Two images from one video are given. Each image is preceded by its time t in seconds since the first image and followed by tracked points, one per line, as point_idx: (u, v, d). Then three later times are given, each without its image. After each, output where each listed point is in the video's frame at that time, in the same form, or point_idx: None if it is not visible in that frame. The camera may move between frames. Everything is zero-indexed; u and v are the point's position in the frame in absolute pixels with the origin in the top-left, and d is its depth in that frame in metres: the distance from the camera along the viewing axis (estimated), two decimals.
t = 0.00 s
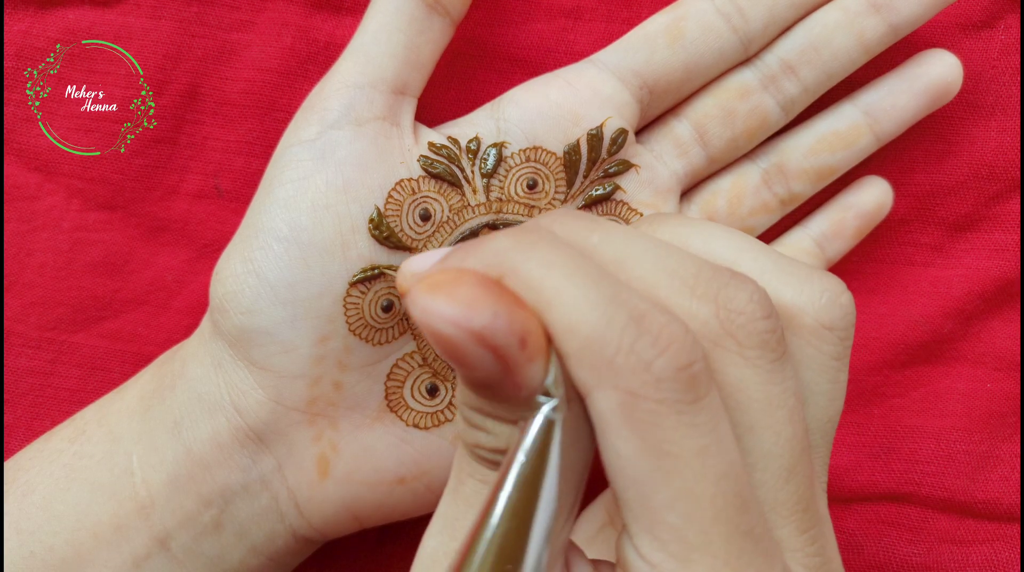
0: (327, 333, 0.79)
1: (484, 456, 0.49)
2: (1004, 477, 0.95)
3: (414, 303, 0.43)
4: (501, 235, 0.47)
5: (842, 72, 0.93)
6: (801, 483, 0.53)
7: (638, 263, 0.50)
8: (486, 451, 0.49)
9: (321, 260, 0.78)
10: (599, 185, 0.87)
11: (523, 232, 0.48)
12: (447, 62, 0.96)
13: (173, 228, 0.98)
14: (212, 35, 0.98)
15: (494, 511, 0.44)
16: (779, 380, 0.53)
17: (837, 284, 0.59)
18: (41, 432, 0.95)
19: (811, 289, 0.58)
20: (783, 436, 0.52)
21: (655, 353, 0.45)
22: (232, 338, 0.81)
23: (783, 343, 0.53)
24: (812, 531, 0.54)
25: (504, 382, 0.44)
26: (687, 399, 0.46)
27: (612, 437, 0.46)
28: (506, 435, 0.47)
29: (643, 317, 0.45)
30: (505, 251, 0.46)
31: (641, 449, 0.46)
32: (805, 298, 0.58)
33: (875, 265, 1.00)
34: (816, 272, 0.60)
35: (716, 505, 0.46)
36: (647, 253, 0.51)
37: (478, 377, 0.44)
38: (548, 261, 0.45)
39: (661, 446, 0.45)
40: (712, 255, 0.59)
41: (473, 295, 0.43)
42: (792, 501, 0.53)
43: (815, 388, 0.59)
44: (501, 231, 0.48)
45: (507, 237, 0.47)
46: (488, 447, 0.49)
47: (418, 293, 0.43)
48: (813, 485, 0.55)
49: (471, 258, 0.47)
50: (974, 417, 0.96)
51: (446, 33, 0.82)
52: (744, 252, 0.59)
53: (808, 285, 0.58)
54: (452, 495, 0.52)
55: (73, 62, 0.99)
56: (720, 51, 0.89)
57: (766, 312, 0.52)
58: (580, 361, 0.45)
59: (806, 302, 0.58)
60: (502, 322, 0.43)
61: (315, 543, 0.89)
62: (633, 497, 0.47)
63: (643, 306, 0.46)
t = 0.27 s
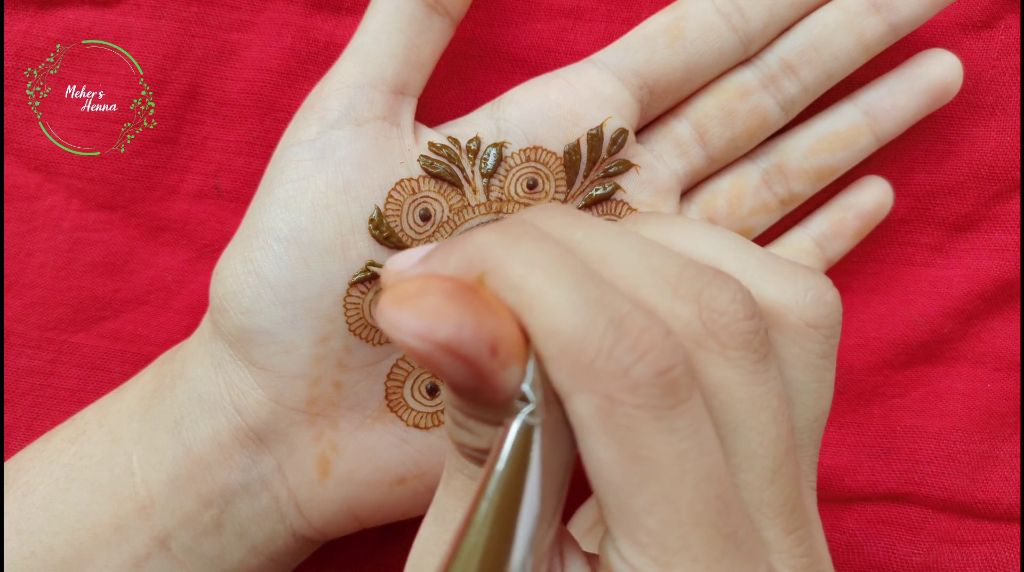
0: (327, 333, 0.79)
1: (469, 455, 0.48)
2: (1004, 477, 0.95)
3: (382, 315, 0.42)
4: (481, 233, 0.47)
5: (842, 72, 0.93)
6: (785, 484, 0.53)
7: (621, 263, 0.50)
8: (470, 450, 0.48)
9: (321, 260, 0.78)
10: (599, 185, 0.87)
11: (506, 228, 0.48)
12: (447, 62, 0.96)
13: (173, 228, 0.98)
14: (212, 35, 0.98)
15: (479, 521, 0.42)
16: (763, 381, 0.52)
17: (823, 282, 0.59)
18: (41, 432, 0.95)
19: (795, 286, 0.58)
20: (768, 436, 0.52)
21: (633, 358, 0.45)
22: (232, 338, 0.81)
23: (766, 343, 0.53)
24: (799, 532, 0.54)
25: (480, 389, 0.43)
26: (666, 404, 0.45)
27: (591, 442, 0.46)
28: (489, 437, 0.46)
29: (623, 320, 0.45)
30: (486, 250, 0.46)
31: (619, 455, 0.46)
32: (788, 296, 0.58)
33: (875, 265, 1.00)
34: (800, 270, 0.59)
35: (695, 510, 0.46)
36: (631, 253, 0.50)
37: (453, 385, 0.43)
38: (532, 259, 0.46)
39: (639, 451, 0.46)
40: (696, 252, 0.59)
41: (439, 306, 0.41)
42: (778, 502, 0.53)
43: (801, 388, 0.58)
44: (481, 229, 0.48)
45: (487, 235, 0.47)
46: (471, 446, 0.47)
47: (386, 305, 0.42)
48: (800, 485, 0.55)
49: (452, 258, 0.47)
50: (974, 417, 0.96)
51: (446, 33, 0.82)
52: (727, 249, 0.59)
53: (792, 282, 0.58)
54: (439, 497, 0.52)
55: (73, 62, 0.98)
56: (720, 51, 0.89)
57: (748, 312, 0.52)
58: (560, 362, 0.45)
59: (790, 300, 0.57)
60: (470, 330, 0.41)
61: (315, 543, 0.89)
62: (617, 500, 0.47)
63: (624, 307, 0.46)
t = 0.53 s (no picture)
0: (327, 333, 0.79)
1: (456, 464, 0.47)
2: (1004, 477, 0.95)
3: (361, 328, 0.42)
4: (461, 242, 0.47)
5: (842, 71, 0.93)
6: (774, 488, 0.53)
7: (604, 269, 0.50)
8: (456, 460, 0.47)
9: (321, 260, 0.78)
10: (599, 185, 0.87)
11: (485, 237, 0.47)
12: (447, 62, 0.96)
13: (173, 228, 0.98)
14: (212, 35, 0.98)
15: (463, 535, 0.42)
16: (749, 385, 0.52)
17: (808, 283, 0.58)
18: (41, 432, 0.95)
19: (780, 288, 0.57)
20: (754, 441, 0.52)
21: (616, 366, 0.45)
22: (231, 338, 0.81)
23: (751, 346, 0.53)
24: (788, 536, 0.54)
25: (462, 400, 0.43)
26: (650, 411, 0.45)
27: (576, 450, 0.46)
28: (475, 448, 0.45)
29: (605, 328, 0.45)
30: (466, 259, 0.46)
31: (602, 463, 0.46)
32: (774, 297, 0.57)
33: (875, 265, 1.00)
34: (785, 270, 0.59)
35: (680, 518, 0.47)
36: (614, 259, 0.50)
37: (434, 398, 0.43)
38: (512, 268, 0.45)
39: (623, 460, 0.46)
40: (681, 254, 0.58)
41: (417, 318, 0.41)
42: (767, 507, 0.53)
43: (789, 389, 0.58)
44: (460, 238, 0.47)
45: (466, 244, 0.46)
46: (458, 456, 0.47)
47: (365, 318, 0.42)
48: (789, 489, 0.55)
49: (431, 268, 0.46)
50: (974, 417, 0.96)
51: (445, 33, 0.82)
52: (712, 251, 0.58)
53: (778, 284, 0.58)
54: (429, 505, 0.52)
55: (73, 62, 0.99)
56: (720, 51, 0.89)
57: (732, 315, 0.52)
58: (542, 372, 0.45)
59: (777, 301, 0.57)
60: (449, 343, 0.41)
61: (315, 543, 0.89)
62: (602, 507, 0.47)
63: (606, 315, 0.46)
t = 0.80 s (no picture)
0: (327, 333, 0.79)
1: (474, 456, 0.49)
2: (1004, 477, 0.95)
3: (404, 296, 0.42)
4: (496, 233, 0.46)
5: (842, 71, 0.93)
6: (798, 486, 0.53)
7: (637, 264, 0.50)
8: (476, 450, 0.48)
9: (321, 260, 0.78)
10: (599, 184, 0.87)
11: (518, 230, 0.47)
12: (447, 62, 0.96)
13: (172, 228, 0.98)
14: (212, 35, 0.98)
15: (486, 513, 0.43)
16: (781, 382, 0.52)
17: (840, 286, 0.58)
18: (41, 432, 0.95)
19: (814, 290, 0.58)
20: (782, 439, 0.52)
21: (658, 353, 0.45)
22: (232, 338, 0.81)
23: (783, 344, 0.53)
24: (807, 533, 0.54)
25: (496, 378, 0.44)
26: (692, 399, 0.46)
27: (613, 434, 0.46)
28: (498, 434, 0.47)
29: (645, 317, 0.46)
30: (504, 249, 0.45)
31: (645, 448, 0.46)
32: (806, 297, 0.57)
33: (875, 265, 1.00)
34: (816, 273, 0.59)
35: (716, 505, 0.46)
36: (647, 254, 0.50)
37: (471, 373, 0.44)
38: (547, 261, 0.45)
39: (666, 446, 0.46)
40: (714, 252, 0.58)
41: (467, 290, 0.42)
42: (790, 503, 0.53)
43: (816, 390, 0.58)
44: (495, 229, 0.46)
45: (502, 236, 0.45)
46: (478, 443, 0.48)
47: (411, 283, 0.42)
48: (811, 488, 0.55)
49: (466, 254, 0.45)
50: (974, 417, 0.96)
51: (445, 32, 0.82)
52: (745, 250, 0.58)
53: (812, 285, 0.58)
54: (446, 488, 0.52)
55: (73, 61, 0.99)
56: (720, 51, 0.89)
57: (767, 312, 0.52)
58: (581, 359, 0.45)
59: (810, 303, 0.57)
60: (494, 317, 0.42)
61: (315, 543, 0.89)
62: (638, 490, 0.47)
63: (645, 306, 0.46)
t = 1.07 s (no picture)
0: (327, 333, 0.79)
1: (479, 442, 0.48)
2: (1004, 477, 0.95)
3: (397, 295, 0.42)
4: (497, 226, 0.48)
5: (842, 71, 0.93)
6: (795, 480, 0.53)
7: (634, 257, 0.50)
8: (481, 438, 0.48)
9: (321, 260, 0.78)
10: (599, 185, 0.87)
11: (520, 221, 0.48)
12: (447, 62, 0.96)
13: (173, 228, 0.98)
14: (212, 35, 0.98)
15: (489, 505, 0.45)
16: (777, 376, 0.52)
17: (837, 282, 0.59)
18: (41, 432, 0.95)
19: (811, 286, 0.58)
20: (780, 432, 0.51)
21: (653, 345, 0.45)
22: (232, 338, 0.81)
23: (780, 339, 0.52)
24: (808, 527, 0.54)
25: (492, 372, 0.44)
26: (685, 391, 0.46)
27: (604, 425, 0.46)
28: (499, 423, 0.47)
29: (640, 310, 0.45)
30: (501, 240, 0.47)
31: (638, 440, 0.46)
32: (805, 294, 0.57)
33: (875, 265, 1.00)
34: (815, 270, 0.59)
35: (709, 496, 0.46)
36: (643, 249, 0.50)
37: (466, 368, 0.44)
38: (546, 252, 0.45)
39: (658, 438, 0.45)
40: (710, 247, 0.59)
41: (456, 288, 0.42)
42: (787, 497, 0.52)
43: (813, 384, 0.57)
44: (496, 222, 0.48)
45: (502, 227, 0.48)
46: (481, 433, 0.48)
47: (403, 286, 0.42)
48: (809, 482, 0.54)
49: (468, 250, 0.47)
50: (974, 417, 0.96)
51: (446, 32, 0.82)
52: (742, 245, 0.59)
53: (810, 282, 0.58)
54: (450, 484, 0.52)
55: (73, 61, 0.98)
56: (720, 51, 0.89)
57: (763, 306, 0.51)
58: (578, 350, 0.45)
59: (806, 299, 0.57)
60: (485, 314, 0.42)
61: (315, 543, 0.89)
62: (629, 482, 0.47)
63: (641, 298, 0.46)
